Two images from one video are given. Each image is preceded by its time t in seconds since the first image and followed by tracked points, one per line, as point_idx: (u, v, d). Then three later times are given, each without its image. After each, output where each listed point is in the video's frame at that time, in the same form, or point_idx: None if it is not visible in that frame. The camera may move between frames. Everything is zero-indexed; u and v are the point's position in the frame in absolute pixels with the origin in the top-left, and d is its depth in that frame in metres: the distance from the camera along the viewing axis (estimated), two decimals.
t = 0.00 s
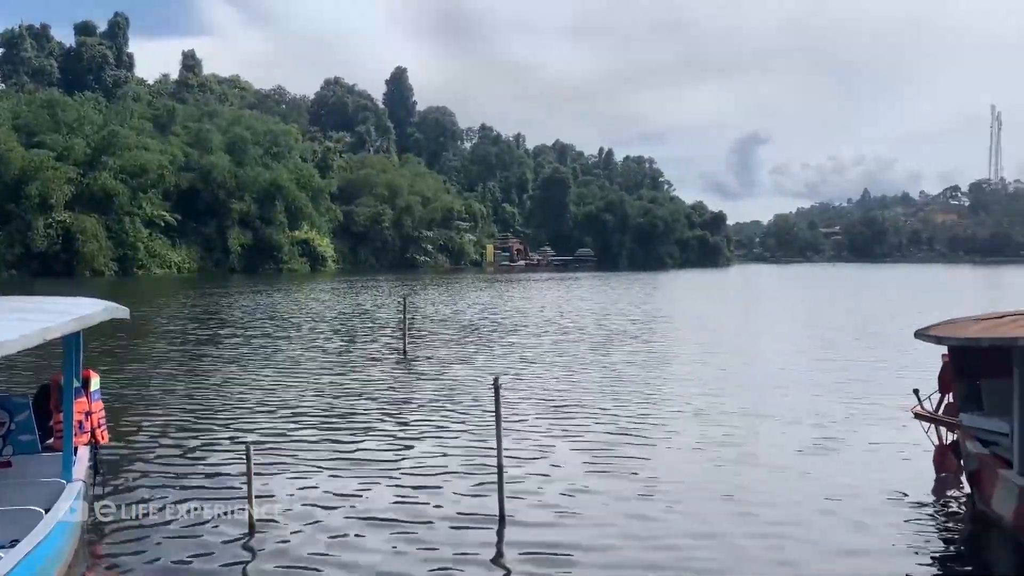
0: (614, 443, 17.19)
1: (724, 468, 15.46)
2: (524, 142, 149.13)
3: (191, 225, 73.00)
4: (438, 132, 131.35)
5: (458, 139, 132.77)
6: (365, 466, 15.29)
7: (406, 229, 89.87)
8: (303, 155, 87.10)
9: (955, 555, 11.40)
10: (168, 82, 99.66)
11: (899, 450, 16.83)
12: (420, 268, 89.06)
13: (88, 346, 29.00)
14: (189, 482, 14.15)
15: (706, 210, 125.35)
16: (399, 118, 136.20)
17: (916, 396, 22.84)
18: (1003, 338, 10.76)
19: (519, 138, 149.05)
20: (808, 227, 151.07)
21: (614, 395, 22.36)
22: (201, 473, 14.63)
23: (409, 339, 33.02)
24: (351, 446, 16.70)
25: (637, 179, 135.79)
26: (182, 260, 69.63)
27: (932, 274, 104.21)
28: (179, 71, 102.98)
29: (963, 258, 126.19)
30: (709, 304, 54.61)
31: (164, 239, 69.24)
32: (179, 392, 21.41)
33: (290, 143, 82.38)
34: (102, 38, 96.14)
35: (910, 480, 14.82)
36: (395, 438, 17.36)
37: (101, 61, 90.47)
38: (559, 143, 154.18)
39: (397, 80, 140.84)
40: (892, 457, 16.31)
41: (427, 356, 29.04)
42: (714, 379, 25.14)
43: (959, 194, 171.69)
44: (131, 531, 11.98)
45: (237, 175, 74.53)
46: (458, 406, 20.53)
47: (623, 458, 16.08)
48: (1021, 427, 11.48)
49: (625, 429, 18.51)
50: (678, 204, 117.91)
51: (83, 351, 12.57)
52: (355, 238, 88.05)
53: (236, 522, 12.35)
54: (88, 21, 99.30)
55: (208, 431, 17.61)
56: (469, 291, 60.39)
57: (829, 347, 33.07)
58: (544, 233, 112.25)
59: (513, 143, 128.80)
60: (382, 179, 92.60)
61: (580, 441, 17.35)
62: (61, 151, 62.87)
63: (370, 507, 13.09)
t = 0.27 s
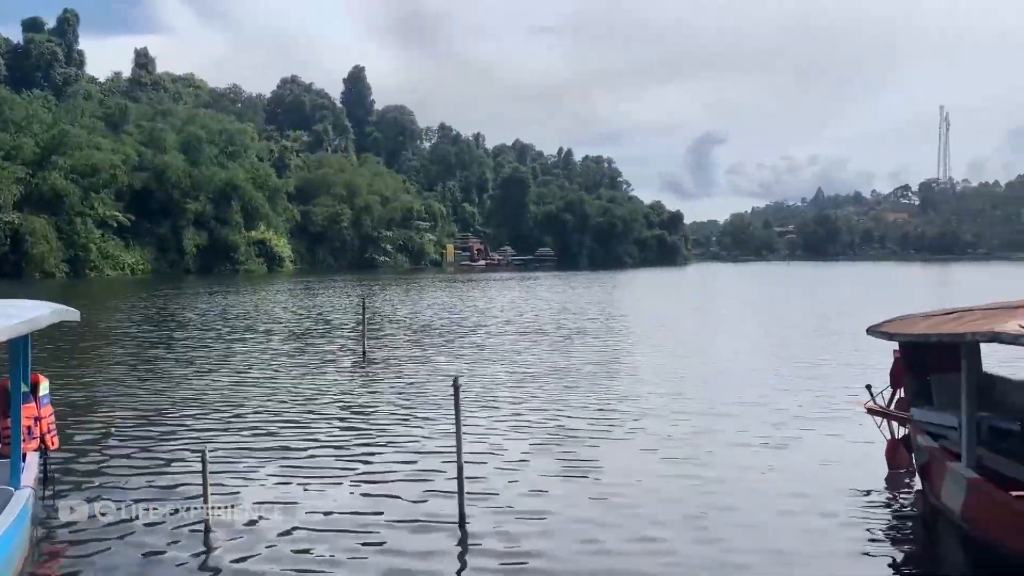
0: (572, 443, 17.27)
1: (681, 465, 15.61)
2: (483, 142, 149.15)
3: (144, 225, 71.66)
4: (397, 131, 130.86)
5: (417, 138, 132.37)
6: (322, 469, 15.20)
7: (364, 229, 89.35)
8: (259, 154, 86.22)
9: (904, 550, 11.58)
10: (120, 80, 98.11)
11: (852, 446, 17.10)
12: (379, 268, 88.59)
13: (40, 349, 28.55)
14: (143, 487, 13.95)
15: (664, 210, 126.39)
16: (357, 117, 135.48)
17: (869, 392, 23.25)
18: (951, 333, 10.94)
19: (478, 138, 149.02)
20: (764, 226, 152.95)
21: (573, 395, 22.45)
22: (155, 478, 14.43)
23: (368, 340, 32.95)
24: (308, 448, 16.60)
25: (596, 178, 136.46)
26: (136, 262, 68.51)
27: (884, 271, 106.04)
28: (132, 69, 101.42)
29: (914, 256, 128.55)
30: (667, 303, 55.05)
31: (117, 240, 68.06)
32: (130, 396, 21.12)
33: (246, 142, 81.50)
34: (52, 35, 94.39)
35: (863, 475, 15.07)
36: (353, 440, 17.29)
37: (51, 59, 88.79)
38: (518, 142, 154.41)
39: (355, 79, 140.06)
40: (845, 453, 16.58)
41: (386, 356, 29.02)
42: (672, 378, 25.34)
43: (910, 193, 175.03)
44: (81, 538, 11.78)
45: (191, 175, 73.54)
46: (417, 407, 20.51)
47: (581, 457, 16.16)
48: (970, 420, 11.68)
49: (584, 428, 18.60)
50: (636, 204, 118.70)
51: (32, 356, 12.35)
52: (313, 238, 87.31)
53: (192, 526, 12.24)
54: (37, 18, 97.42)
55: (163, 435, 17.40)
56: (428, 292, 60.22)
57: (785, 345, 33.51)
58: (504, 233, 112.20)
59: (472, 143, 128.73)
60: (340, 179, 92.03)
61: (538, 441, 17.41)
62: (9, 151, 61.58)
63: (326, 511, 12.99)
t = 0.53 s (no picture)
0: (532, 442, 17.33)
1: (640, 463, 15.74)
2: (442, 141, 148.89)
3: (97, 225, 70.33)
4: (355, 130, 130.14)
5: (376, 137, 131.72)
6: (282, 471, 15.10)
7: (323, 229, 88.73)
8: (216, 153, 85.23)
9: (858, 542, 11.78)
10: (72, 77, 96.37)
11: (808, 442, 17.37)
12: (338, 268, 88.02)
13: None
14: (97, 492, 13.73)
15: (623, 209, 127.23)
16: (315, 115, 134.49)
17: (824, 389, 23.63)
18: (903, 328, 11.16)
19: (437, 137, 148.71)
20: (722, 225, 154.58)
21: (533, 394, 22.54)
22: (110, 483, 14.22)
23: (327, 341, 32.80)
24: (267, 450, 16.51)
25: (556, 178, 136.85)
26: (88, 263, 67.26)
27: (838, 269, 107.73)
28: (83, 66, 99.69)
29: (867, 254, 130.77)
30: (627, 302, 55.43)
31: (69, 241, 66.81)
32: (84, 400, 20.80)
33: (202, 140, 80.50)
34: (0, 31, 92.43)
35: (818, 470, 15.32)
36: (313, 442, 17.21)
37: None
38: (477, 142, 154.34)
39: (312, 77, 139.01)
40: (800, 449, 16.84)
41: (344, 357, 28.92)
42: (631, 377, 25.53)
43: (863, 193, 178.07)
44: (34, 544, 11.58)
45: (145, 174, 72.45)
46: (376, 408, 20.47)
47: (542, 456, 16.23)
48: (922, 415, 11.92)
49: (545, 427, 18.69)
50: (595, 204, 119.28)
51: None
52: (271, 238, 86.47)
53: (149, 530, 12.10)
54: None
55: (119, 438, 17.17)
56: (388, 291, 59.99)
57: (742, 343, 33.91)
58: (465, 233, 111.96)
59: (432, 142, 128.43)
60: (298, 178, 91.32)
61: (498, 441, 17.45)
62: None
63: (286, 514, 12.91)
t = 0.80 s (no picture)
0: (490, 441, 17.37)
1: (597, 461, 15.85)
2: (400, 139, 148.24)
3: (46, 224, 68.86)
4: (312, 127, 129.04)
5: (333, 134, 130.70)
6: (238, 474, 14.96)
7: (279, 227, 87.83)
8: (169, 150, 84.00)
9: (810, 536, 11.99)
10: (19, 73, 94.29)
11: (762, 438, 17.64)
12: (295, 267, 87.22)
13: None
14: (47, 498, 13.48)
15: (582, 208, 127.75)
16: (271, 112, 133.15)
17: (778, 386, 23.98)
18: (853, 325, 11.37)
19: (395, 134, 148.04)
20: (679, 225, 155.93)
21: (491, 393, 22.59)
22: (61, 488, 13.97)
23: (283, 341, 32.52)
24: (222, 452, 16.35)
25: (514, 176, 136.91)
26: (37, 262, 65.83)
27: (792, 267, 109.24)
28: (31, 61, 97.58)
29: (820, 253, 132.78)
30: (585, 300, 55.70)
31: (16, 240, 65.36)
32: (34, 403, 20.47)
33: (155, 137, 79.23)
34: None
35: (772, 465, 15.57)
36: (269, 443, 17.07)
37: None
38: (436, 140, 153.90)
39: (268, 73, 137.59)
40: (754, 444, 17.09)
41: (300, 357, 28.71)
42: (589, 375, 25.69)
43: (816, 192, 180.77)
44: None
45: (96, 172, 71.13)
46: (333, 408, 20.36)
47: (500, 455, 16.27)
48: (872, 410, 12.16)
49: (503, 426, 18.74)
50: (554, 202, 119.56)
51: None
52: (226, 236, 85.34)
53: (102, 536, 11.91)
54: None
55: (69, 442, 16.91)
56: (346, 291, 59.61)
57: (699, 340, 34.25)
58: (423, 231, 111.54)
59: (389, 140, 127.76)
60: (254, 176, 90.34)
61: (455, 440, 17.46)
62: None
63: (242, 516, 12.79)
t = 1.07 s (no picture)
0: (445, 440, 17.30)
1: (551, 459, 15.85)
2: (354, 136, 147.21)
3: None
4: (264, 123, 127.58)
5: (286, 130, 129.35)
6: (188, 477, 14.70)
7: (231, 225, 86.75)
8: (117, 146, 82.50)
9: (762, 530, 12.11)
10: None
11: (715, 433, 17.80)
12: (247, 265, 86.26)
13: None
14: None
15: (537, 205, 128.09)
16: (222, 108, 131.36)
17: (730, 381, 24.24)
18: (801, 320, 11.55)
19: (349, 131, 146.96)
20: (633, 222, 157.04)
21: (446, 391, 22.51)
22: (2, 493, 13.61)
23: (236, 341, 32.03)
24: (172, 455, 16.06)
25: (469, 174, 136.79)
26: None
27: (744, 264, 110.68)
28: None
29: (771, 250, 134.71)
30: (540, 297, 55.77)
31: None
32: None
33: (103, 132, 77.74)
34: None
35: (725, 460, 15.74)
36: (220, 445, 16.79)
37: None
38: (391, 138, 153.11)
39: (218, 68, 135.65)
40: (707, 440, 17.24)
41: (254, 357, 28.31)
42: (543, 372, 25.72)
43: (767, 190, 183.35)
44: None
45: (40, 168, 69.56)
46: (285, 408, 20.11)
47: (454, 454, 16.21)
48: (821, 404, 12.34)
49: (457, 425, 18.67)
50: (509, 200, 119.67)
51: None
52: (176, 234, 84.00)
53: (46, 543, 11.61)
54: None
55: (12, 446, 16.47)
56: (299, 289, 59.03)
57: (652, 336, 34.49)
58: (378, 229, 110.89)
59: (343, 137, 126.81)
60: (205, 172, 89.10)
61: (410, 439, 17.35)
62: None
63: (191, 519, 12.56)
